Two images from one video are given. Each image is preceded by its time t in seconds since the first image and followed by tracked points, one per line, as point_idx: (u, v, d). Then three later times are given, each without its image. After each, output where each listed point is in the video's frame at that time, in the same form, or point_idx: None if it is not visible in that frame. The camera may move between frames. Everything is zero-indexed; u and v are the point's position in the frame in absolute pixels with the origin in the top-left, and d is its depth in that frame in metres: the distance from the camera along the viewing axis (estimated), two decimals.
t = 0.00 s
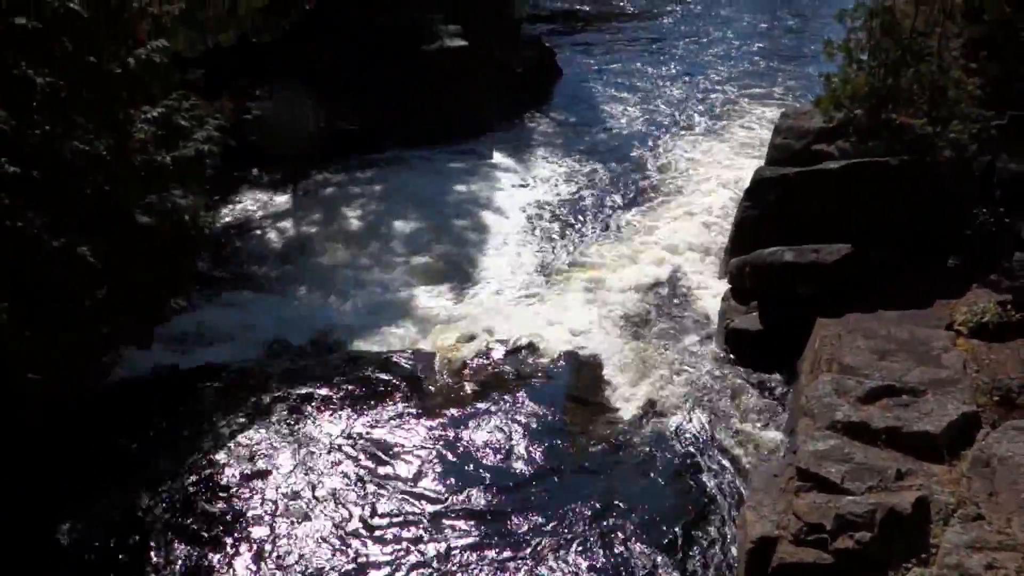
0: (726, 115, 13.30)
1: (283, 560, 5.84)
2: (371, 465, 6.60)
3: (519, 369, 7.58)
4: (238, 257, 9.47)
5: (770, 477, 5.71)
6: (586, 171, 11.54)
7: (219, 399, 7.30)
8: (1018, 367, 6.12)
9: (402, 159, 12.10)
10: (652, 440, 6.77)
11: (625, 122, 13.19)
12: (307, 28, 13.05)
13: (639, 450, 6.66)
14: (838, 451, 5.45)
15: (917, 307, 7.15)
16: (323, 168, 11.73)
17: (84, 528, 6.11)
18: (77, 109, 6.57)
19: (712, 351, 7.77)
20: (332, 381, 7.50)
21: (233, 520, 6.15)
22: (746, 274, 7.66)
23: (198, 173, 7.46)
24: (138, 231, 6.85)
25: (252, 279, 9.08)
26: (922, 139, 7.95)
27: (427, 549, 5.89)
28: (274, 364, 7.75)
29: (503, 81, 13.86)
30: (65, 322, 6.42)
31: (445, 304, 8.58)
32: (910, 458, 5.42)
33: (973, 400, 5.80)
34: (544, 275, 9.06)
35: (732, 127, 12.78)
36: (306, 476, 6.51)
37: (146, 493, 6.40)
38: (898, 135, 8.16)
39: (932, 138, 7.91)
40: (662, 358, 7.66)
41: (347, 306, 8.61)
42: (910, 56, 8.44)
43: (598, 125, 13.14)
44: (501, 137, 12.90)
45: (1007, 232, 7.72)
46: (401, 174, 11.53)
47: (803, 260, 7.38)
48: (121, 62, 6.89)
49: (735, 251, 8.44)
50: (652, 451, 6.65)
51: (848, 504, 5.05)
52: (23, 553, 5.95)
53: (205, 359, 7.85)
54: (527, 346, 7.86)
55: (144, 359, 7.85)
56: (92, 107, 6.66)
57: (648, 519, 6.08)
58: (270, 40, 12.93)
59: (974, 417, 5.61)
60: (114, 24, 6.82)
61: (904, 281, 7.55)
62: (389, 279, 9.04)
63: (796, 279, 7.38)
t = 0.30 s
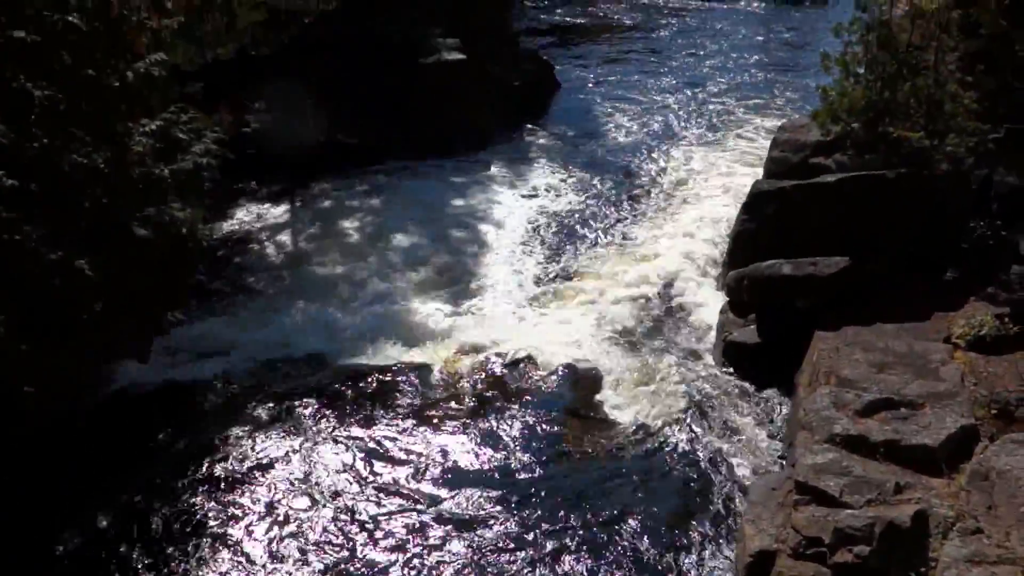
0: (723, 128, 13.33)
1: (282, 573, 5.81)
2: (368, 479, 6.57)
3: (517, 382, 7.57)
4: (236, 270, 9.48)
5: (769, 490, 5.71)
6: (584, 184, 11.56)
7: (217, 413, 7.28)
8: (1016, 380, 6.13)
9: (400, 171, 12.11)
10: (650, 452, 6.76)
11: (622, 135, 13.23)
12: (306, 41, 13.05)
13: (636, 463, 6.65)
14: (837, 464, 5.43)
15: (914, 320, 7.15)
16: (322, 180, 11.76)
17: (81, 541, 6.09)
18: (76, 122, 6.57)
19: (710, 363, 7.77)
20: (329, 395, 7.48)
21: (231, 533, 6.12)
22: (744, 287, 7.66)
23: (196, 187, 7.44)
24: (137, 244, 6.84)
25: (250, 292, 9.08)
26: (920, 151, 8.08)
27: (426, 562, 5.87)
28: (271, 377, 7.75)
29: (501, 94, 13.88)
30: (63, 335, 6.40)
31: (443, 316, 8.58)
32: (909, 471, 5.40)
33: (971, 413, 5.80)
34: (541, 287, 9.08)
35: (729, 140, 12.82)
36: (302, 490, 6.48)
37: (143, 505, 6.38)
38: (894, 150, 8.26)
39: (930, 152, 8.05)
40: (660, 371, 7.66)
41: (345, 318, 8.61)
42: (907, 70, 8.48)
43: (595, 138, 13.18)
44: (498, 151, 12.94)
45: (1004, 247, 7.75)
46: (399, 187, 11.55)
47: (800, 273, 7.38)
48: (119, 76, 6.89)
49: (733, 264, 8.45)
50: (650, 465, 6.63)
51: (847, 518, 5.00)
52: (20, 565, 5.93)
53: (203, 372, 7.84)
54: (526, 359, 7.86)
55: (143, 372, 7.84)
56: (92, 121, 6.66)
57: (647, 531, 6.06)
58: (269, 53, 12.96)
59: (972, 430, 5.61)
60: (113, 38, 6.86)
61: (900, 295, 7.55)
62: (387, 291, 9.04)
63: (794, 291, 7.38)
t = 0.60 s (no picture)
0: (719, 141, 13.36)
1: None
2: (364, 493, 6.54)
3: (514, 394, 7.57)
4: (233, 283, 9.48)
5: (767, 504, 5.70)
6: (581, 197, 11.58)
7: (215, 427, 7.26)
8: (1013, 394, 6.14)
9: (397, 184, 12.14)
10: (649, 465, 6.74)
11: (619, 148, 13.27)
12: (305, 56, 13.09)
13: (633, 476, 6.63)
14: (835, 478, 5.42)
15: (911, 333, 7.15)
16: (320, 193, 11.78)
17: (76, 553, 6.06)
18: (74, 136, 6.55)
19: (707, 376, 7.76)
20: (327, 408, 7.47)
21: (228, 546, 6.09)
22: (741, 300, 7.66)
23: (194, 200, 7.44)
24: (135, 257, 6.82)
25: (247, 306, 9.07)
26: (915, 164, 8.07)
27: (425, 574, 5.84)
28: (268, 390, 7.73)
29: (497, 108, 13.90)
30: (60, 348, 6.38)
31: (440, 329, 8.58)
32: (907, 484, 5.39)
33: (969, 426, 5.79)
34: (537, 300, 9.08)
35: (727, 153, 12.85)
36: (298, 503, 6.45)
37: (139, 518, 6.35)
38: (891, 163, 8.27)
39: (925, 166, 8.04)
40: (657, 384, 7.65)
41: (342, 331, 8.60)
42: (902, 84, 8.60)
43: (593, 151, 13.22)
44: (496, 164, 12.96)
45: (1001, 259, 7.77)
46: (397, 200, 11.57)
47: (798, 286, 7.39)
48: (117, 89, 6.89)
49: (730, 278, 8.45)
50: (647, 478, 6.60)
51: (846, 531, 4.97)
52: None
53: (199, 386, 7.81)
54: (523, 372, 7.85)
55: (142, 385, 7.83)
56: (90, 134, 6.65)
57: (644, 543, 6.03)
58: (267, 67, 12.99)
59: (970, 444, 5.61)
60: (112, 50, 6.86)
61: (898, 307, 7.55)
62: (384, 304, 9.04)
63: (791, 304, 7.38)
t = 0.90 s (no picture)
0: (717, 154, 13.38)
1: None
2: (362, 506, 6.52)
3: (511, 408, 7.55)
4: (231, 296, 9.47)
5: (764, 517, 5.70)
6: (578, 210, 11.59)
7: (212, 439, 7.24)
8: (1011, 407, 6.12)
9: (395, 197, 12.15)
10: (647, 479, 6.72)
11: (616, 161, 13.29)
12: (303, 69, 13.13)
13: (631, 489, 6.61)
14: (832, 491, 5.42)
15: (908, 347, 7.16)
16: (318, 205, 11.79)
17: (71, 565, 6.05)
18: (72, 148, 6.55)
19: (704, 389, 7.75)
20: (323, 421, 7.45)
21: (224, 559, 6.06)
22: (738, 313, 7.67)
23: (191, 212, 7.42)
24: (132, 270, 6.80)
25: (243, 318, 9.06)
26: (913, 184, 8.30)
27: None
28: (265, 403, 7.72)
29: (494, 121, 13.92)
30: (56, 361, 6.36)
31: (438, 342, 8.57)
32: (905, 498, 5.38)
33: (966, 440, 5.77)
34: (535, 313, 9.08)
35: (724, 166, 12.87)
36: (296, 517, 6.42)
37: (135, 530, 6.33)
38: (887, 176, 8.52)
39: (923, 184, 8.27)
40: (654, 397, 7.63)
41: (339, 344, 8.59)
42: (899, 98, 8.74)
43: (590, 164, 13.24)
44: (493, 176, 12.98)
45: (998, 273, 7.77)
46: (394, 213, 11.57)
47: (795, 299, 7.40)
48: (115, 102, 6.89)
49: (727, 291, 8.47)
50: (645, 491, 6.58)
51: (843, 545, 4.97)
52: None
53: (196, 398, 7.80)
54: (521, 385, 7.83)
55: (139, 397, 7.82)
56: (87, 146, 6.64)
57: (642, 557, 6.01)
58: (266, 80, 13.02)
59: (967, 458, 5.59)
60: (110, 66, 6.77)
61: (895, 321, 7.57)
62: (382, 317, 9.03)
63: (788, 317, 7.39)
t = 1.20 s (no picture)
0: (714, 166, 13.40)
1: None
2: (359, 517, 6.49)
3: (508, 420, 7.53)
4: (229, 307, 9.47)
5: (763, 529, 5.69)
6: (576, 222, 11.60)
7: (212, 452, 7.20)
8: (1008, 419, 6.12)
9: (392, 208, 12.18)
10: (645, 490, 6.70)
11: (614, 173, 13.30)
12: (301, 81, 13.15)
13: (629, 500, 6.59)
14: (830, 504, 5.40)
15: (904, 359, 7.18)
16: (316, 216, 11.79)
17: None
18: (69, 159, 6.50)
19: (702, 401, 7.73)
20: (320, 433, 7.42)
21: (222, 570, 6.03)
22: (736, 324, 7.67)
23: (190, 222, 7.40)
24: (130, 281, 6.78)
25: (241, 330, 9.04)
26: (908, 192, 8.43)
27: None
28: (262, 415, 7.70)
29: (491, 133, 13.93)
30: (52, 373, 6.32)
31: (435, 354, 8.55)
32: (902, 511, 5.38)
33: (964, 452, 5.76)
34: (532, 325, 9.07)
35: (720, 178, 12.89)
36: (294, 528, 6.39)
37: (132, 542, 6.30)
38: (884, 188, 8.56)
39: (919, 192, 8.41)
40: (652, 409, 7.62)
41: (336, 356, 8.57)
42: (895, 111, 8.74)
43: (587, 176, 13.26)
44: (491, 188, 12.99)
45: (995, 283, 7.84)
46: (391, 224, 11.56)
47: (792, 311, 7.41)
48: (113, 113, 6.87)
49: (725, 302, 8.46)
50: (643, 503, 6.57)
51: (842, 557, 4.96)
52: None
53: (193, 409, 7.80)
54: (518, 397, 7.82)
55: (135, 409, 7.79)
56: (84, 158, 6.61)
57: (641, 569, 5.98)
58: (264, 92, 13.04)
59: (965, 470, 5.59)
60: (107, 78, 6.75)
61: (890, 334, 7.60)
62: (379, 329, 9.02)
63: (785, 329, 7.39)
